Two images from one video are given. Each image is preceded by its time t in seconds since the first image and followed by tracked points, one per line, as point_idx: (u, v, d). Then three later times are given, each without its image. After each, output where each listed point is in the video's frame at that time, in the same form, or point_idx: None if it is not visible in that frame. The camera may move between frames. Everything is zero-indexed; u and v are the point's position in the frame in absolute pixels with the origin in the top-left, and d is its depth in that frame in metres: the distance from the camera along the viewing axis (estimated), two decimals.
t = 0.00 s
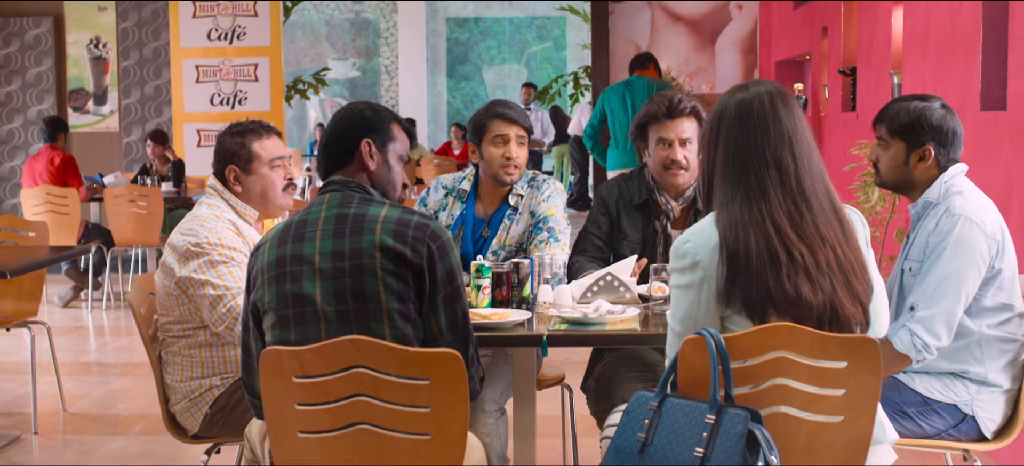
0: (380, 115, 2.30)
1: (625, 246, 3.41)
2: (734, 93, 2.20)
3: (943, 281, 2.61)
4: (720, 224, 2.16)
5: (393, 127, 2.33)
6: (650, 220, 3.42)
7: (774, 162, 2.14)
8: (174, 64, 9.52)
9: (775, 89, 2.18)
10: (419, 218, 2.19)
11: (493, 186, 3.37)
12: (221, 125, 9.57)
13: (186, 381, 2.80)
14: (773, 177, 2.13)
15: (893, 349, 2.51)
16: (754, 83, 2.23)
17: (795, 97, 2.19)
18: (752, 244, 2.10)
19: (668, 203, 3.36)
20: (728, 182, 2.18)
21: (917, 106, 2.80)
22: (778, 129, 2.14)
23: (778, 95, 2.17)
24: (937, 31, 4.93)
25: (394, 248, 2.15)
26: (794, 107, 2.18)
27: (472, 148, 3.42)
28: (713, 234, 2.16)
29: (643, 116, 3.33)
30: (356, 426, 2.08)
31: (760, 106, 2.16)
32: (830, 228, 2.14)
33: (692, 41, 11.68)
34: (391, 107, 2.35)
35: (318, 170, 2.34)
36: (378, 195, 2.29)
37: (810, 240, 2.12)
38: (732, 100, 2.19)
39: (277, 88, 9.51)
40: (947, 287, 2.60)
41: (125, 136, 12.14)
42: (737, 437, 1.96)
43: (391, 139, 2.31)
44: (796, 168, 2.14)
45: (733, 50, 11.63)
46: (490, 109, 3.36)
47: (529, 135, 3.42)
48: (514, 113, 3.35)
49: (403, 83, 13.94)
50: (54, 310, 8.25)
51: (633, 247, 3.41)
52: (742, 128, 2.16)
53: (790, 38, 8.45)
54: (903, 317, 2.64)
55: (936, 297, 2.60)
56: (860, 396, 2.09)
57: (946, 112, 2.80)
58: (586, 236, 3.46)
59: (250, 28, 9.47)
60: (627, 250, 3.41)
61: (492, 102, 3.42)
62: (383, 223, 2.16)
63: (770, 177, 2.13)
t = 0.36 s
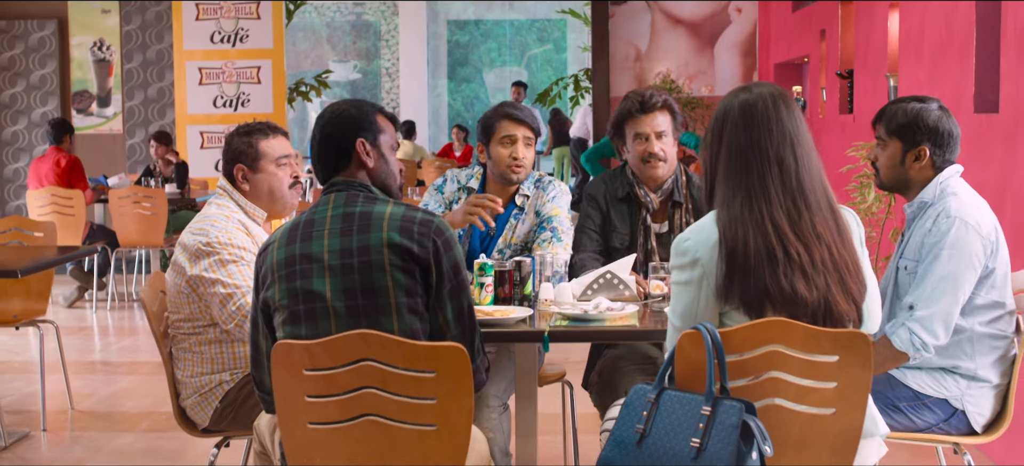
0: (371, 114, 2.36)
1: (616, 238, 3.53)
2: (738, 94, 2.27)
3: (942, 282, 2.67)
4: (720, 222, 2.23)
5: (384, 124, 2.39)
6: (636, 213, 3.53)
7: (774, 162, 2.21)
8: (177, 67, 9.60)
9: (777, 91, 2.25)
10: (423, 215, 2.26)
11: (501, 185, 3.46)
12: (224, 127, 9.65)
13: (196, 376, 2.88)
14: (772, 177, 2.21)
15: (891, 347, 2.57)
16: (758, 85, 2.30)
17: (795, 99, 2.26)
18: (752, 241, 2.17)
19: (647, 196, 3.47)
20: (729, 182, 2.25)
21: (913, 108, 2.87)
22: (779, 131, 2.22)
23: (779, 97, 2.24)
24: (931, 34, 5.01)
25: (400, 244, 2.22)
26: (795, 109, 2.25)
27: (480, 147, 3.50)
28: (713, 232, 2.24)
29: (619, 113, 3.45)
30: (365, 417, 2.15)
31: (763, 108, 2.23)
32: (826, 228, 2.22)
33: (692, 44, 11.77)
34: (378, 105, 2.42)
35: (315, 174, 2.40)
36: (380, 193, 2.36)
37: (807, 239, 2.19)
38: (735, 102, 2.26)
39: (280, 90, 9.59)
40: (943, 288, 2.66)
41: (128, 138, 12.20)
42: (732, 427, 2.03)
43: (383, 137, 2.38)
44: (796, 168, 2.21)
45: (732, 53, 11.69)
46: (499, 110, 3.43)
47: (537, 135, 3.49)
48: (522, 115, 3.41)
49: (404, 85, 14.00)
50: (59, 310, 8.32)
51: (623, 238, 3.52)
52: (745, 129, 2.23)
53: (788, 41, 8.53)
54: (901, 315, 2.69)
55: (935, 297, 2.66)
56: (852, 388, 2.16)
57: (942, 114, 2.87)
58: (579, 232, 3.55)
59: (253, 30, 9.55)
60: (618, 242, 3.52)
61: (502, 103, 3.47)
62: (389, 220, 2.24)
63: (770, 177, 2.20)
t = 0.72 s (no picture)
0: (380, 116, 2.39)
1: (610, 240, 3.61)
2: (743, 93, 2.33)
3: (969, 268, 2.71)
4: (722, 219, 2.29)
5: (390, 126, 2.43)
6: (626, 215, 3.62)
7: (778, 162, 2.27)
8: (179, 68, 9.67)
9: (782, 92, 2.31)
10: (428, 213, 2.33)
11: (505, 186, 3.52)
12: (226, 128, 9.71)
13: (204, 372, 2.95)
14: (775, 176, 2.26)
15: (930, 334, 2.59)
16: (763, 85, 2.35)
17: (798, 101, 2.32)
18: (754, 239, 2.24)
19: (632, 201, 3.56)
20: (733, 180, 2.31)
21: (912, 107, 2.93)
22: (782, 132, 2.28)
23: (783, 98, 2.30)
24: (926, 36, 5.08)
25: (406, 241, 2.28)
26: (798, 110, 2.31)
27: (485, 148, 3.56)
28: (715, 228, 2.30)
29: (598, 120, 3.49)
30: (372, 409, 2.22)
31: (768, 108, 2.29)
32: (825, 227, 2.28)
33: (691, 46, 11.84)
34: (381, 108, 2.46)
35: (321, 172, 2.42)
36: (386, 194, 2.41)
37: (807, 238, 2.25)
38: (740, 101, 2.32)
39: (281, 91, 9.65)
40: (968, 275, 2.69)
41: (130, 139, 12.26)
42: (727, 419, 2.09)
43: (393, 138, 2.43)
44: (798, 169, 2.27)
45: (732, 55, 11.74)
46: (505, 112, 3.48)
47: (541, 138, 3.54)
48: (528, 117, 3.46)
49: (405, 86, 14.09)
50: (62, 310, 8.38)
51: (617, 241, 3.61)
52: (751, 128, 2.29)
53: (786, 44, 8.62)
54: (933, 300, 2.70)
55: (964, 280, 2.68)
56: (844, 381, 2.22)
57: (940, 114, 2.93)
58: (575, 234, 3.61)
59: (255, 32, 9.61)
60: (613, 244, 3.61)
61: (507, 105, 3.52)
62: (396, 218, 2.30)
63: (772, 176, 2.26)
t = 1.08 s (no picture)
0: (387, 117, 2.44)
1: (618, 240, 3.66)
2: (743, 95, 2.38)
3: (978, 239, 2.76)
4: (720, 218, 2.34)
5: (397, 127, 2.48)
6: (636, 217, 3.65)
7: (776, 162, 2.31)
8: (181, 70, 9.72)
9: (781, 94, 2.36)
10: (432, 213, 2.38)
11: (506, 186, 3.57)
12: (228, 129, 9.77)
13: (211, 369, 2.99)
14: (774, 176, 2.31)
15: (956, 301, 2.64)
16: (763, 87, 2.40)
17: (796, 103, 2.37)
18: (751, 238, 2.28)
19: (641, 203, 3.58)
20: (732, 179, 2.35)
21: (905, 108, 2.99)
22: (778, 133, 2.33)
23: (781, 100, 2.35)
24: (923, 38, 5.13)
25: (410, 240, 2.33)
26: (796, 112, 2.36)
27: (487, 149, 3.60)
28: (713, 228, 2.34)
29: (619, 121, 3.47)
30: (376, 404, 2.26)
31: (768, 109, 2.34)
32: (820, 225, 2.32)
33: (691, 47, 11.89)
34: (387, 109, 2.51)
35: (329, 172, 2.48)
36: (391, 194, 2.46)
37: (804, 238, 2.30)
38: (740, 103, 2.37)
39: (283, 92, 9.71)
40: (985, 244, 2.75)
41: (132, 140, 12.32)
42: (724, 414, 2.14)
43: (398, 140, 2.48)
44: (794, 169, 2.32)
45: (732, 56, 11.79)
46: (507, 114, 3.52)
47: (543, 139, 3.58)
48: (530, 119, 3.50)
49: (405, 88, 14.16)
50: (65, 310, 8.44)
51: (627, 240, 3.66)
52: (751, 129, 2.34)
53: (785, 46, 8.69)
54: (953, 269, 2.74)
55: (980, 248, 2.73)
56: (839, 377, 2.27)
57: (934, 115, 2.99)
58: (583, 233, 3.66)
59: (257, 34, 9.67)
60: (621, 244, 3.66)
61: (509, 107, 3.56)
62: (401, 217, 2.35)
63: (771, 176, 2.31)
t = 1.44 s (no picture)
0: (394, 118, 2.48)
1: (627, 240, 3.70)
2: (741, 95, 2.41)
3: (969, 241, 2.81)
4: (719, 217, 2.37)
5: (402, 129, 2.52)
6: (649, 217, 3.69)
7: (774, 162, 2.35)
8: (184, 71, 9.76)
9: (779, 95, 2.39)
10: (436, 213, 2.41)
11: (508, 187, 3.61)
12: (231, 130, 9.80)
13: (217, 367, 3.03)
14: (772, 176, 2.34)
15: (944, 303, 2.72)
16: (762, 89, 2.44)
17: (794, 104, 2.41)
18: (750, 237, 2.31)
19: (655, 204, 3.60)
20: (731, 179, 2.39)
21: (899, 110, 3.03)
22: (776, 133, 2.36)
23: (779, 101, 2.39)
24: (922, 39, 5.15)
25: (414, 239, 2.36)
26: (794, 113, 2.39)
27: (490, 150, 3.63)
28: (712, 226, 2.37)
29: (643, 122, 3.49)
30: (381, 400, 2.30)
31: (766, 110, 2.37)
32: (818, 225, 2.35)
33: (692, 48, 11.92)
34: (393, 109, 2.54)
35: (335, 172, 2.51)
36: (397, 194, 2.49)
37: (802, 237, 2.33)
38: (739, 104, 2.40)
39: (285, 93, 9.74)
40: (972, 241, 2.81)
41: (135, 141, 12.36)
42: (724, 410, 2.18)
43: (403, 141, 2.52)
44: (791, 169, 2.36)
45: (732, 57, 11.80)
46: (509, 115, 3.55)
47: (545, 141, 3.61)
48: (531, 120, 3.53)
49: (407, 89, 14.17)
50: (69, 309, 8.47)
51: (637, 241, 3.70)
52: (750, 129, 2.37)
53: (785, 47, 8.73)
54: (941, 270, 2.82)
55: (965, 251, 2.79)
56: (837, 374, 2.30)
57: (928, 118, 3.03)
58: (591, 233, 3.71)
59: (259, 35, 9.70)
60: (631, 244, 3.70)
61: (510, 108, 3.59)
62: (405, 217, 2.38)
63: (770, 176, 2.34)
